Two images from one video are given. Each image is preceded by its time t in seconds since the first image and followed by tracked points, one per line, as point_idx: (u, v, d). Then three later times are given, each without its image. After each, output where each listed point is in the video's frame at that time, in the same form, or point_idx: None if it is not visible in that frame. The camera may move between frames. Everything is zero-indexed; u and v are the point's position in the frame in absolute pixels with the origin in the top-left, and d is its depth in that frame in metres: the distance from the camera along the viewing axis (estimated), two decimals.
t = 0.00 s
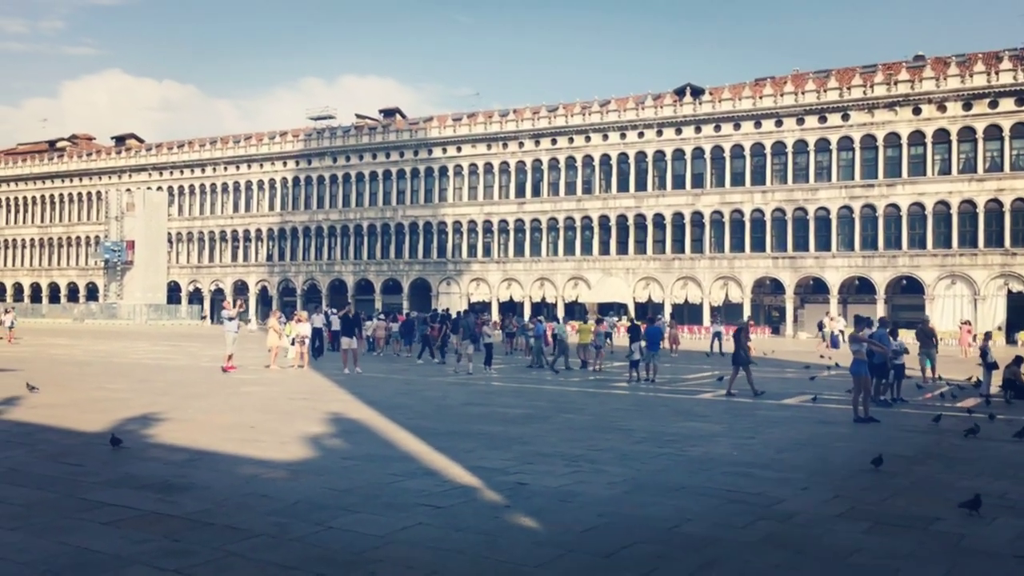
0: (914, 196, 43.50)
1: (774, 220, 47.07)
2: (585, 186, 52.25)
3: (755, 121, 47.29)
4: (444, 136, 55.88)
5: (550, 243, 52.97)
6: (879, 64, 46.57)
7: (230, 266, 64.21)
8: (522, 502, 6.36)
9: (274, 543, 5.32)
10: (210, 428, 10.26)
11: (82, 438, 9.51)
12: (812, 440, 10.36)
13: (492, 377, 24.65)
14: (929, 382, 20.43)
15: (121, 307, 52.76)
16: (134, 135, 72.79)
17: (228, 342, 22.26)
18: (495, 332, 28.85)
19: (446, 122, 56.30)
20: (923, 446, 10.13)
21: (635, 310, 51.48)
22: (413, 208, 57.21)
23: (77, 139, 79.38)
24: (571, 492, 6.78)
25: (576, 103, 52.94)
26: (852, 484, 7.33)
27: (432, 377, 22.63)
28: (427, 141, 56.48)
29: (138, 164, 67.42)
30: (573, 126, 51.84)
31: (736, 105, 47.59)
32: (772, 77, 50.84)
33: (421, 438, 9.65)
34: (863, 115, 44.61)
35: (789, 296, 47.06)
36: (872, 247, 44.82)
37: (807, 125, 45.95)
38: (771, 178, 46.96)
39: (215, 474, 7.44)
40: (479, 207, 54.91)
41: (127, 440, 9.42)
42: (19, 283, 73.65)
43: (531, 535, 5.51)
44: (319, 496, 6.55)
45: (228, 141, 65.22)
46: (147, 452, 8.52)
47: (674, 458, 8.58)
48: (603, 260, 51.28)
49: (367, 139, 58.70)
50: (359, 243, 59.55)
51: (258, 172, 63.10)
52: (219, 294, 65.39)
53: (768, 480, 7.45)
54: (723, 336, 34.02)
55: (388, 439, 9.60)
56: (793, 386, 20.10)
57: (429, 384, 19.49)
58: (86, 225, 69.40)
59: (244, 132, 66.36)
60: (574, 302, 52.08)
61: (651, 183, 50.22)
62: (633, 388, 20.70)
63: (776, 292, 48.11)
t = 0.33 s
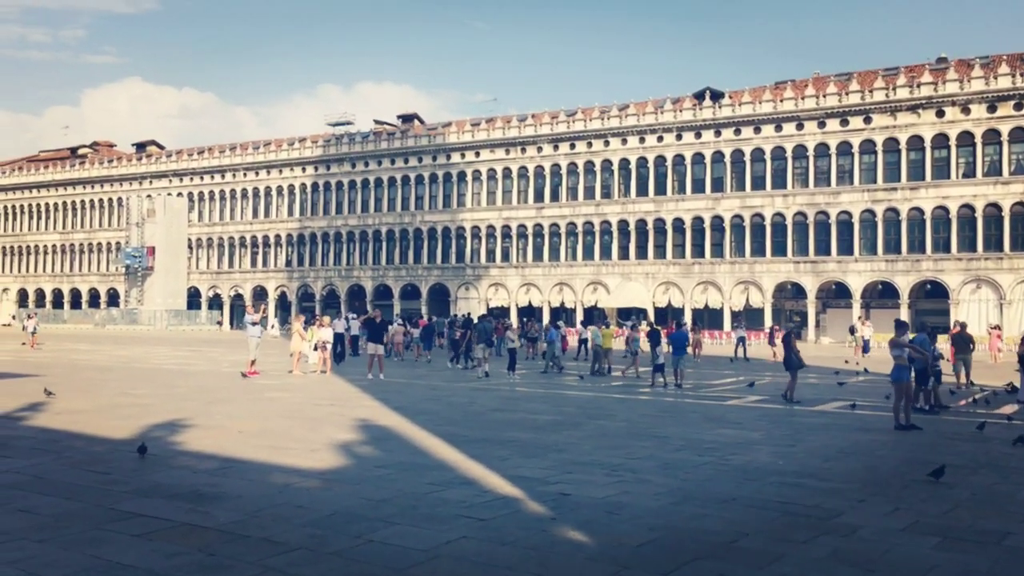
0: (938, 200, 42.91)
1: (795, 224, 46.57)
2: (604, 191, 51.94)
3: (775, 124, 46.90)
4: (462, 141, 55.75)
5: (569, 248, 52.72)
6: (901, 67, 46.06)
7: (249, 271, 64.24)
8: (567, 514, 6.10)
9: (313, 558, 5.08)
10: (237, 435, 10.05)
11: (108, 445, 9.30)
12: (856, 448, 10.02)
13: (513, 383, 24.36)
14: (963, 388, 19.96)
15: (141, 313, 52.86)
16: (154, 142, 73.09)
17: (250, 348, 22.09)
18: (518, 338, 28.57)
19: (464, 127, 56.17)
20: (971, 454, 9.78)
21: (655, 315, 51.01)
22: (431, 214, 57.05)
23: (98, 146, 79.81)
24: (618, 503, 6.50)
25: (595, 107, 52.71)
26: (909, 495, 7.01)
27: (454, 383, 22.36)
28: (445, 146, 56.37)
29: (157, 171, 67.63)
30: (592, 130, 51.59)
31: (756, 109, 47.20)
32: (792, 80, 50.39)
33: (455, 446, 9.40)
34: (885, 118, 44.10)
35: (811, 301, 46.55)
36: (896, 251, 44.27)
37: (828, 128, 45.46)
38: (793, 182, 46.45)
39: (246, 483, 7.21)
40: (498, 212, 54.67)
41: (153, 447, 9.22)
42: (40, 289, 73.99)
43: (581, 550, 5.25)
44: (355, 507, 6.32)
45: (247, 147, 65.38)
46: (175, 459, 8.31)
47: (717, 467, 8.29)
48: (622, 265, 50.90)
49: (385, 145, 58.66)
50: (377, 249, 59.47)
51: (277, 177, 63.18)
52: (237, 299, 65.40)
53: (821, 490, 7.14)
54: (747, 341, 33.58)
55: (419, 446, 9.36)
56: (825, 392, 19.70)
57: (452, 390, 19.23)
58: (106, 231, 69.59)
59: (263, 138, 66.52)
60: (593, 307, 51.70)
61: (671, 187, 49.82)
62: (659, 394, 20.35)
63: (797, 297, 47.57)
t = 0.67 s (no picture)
0: (957, 202, 42.38)
1: (813, 227, 46.09)
2: (619, 195, 51.59)
3: (792, 126, 46.46)
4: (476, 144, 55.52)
5: (583, 252, 52.41)
6: (919, 68, 45.54)
7: (263, 275, 64.13)
8: (608, 530, 5.80)
9: None
10: (258, 443, 9.79)
11: (127, 453, 9.08)
12: (896, 458, 9.68)
13: (531, 388, 24.07)
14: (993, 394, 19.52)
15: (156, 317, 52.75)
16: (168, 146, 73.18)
17: (267, 353, 21.87)
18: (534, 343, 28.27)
19: (478, 131, 55.93)
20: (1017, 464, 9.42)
21: (670, 319, 50.57)
22: (445, 217, 56.84)
23: (113, 151, 80.02)
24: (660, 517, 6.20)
25: (610, 110, 52.41)
26: (962, 509, 6.68)
27: (472, 388, 22.07)
28: (459, 149, 56.16)
29: (171, 175, 67.63)
30: (606, 133, 51.26)
31: (772, 111, 46.72)
32: (808, 82, 49.93)
33: (482, 454, 9.12)
34: (903, 120, 43.59)
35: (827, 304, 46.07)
36: (914, 255, 43.78)
37: (846, 130, 44.97)
38: (810, 185, 46.00)
39: (271, 494, 6.96)
40: (512, 215, 54.40)
41: (173, 455, 8.98)
42: (55, 293, 74.04)
43: (628, 568, 4.96)
44: (386, 520, 6.05)
45: (261, 151, 65.36)
46: (196, 469, 8.07)
47: (756, 478, 7.99)
48: (636, 269, 50.56)
49: (399, 149, 58.50)
50: (390, 252, 59.31)
51: (291, 181, 63.11)
52: (251, 304, 65.30)
53: (870, 505, 6.82)
54: (767, 346, 33.14)
55: (445, 455, 9.08)
56: (852, 398, 19.31)
57: (471, 396, 18.94)
58: (120, 235, 69.64)
59: (277, 142, 66.46)
60: (608, 311, 51.35)
61: (686, 191, 49.39)
62: (681, 400, 20.00)
63: (815, 300, 47.08)
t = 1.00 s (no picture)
0: (976, 205, 41.85)
1: (829, 230, 45.62)
2: (632, 198, 51.21)
3: (808, 129, 45.99)
4: (489, 148, 55.27)
5: (597, 255, 52.04)
6: (937, 69, 45.02)
7: (276, 279, 63.99)
8: (652, 547, 5.52)
9: None
10: (279, 451, 9.57)
11: (145, 462, 8.85)
12: (937, 467, 9.34)
13: (550, 393, 23.77)
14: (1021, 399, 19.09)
15: (170, 321, 52.60)
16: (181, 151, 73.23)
17: (282, 357, 21.64)
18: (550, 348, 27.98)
19: (491, 134, 55.68)
20: None
21: (685, 323, 50.14)
22: (458, 221, 56.60)
23: (126, 155, 80.19)
24: (705, 532, 5.92)
25: (623, 112, 52.09)
26: (1017, 524, 6.38)
27: (489, 394, 21.77)
28: (472, 153, 55.94)
29: (185, 179, 67.60)
30: (620, 136, 50.94)
31: (787, 113, 46.21)
32: (824, 84, 49.44)
33: (509, 464, 8.86)
34: (921, 122, 43.09)
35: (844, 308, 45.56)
36: (932, 258, 43.27)
37: (862, 133, 44.50)
38: (826, 188, 45.54)
39: (295, 506, 6.71)
40: (525, 219, 54.13)
41: (192, 464, 8.75)
42: (69, 297, 74.15)
43: None
44: (417, 535, 5.79)
45: (274, 155, 65.31)
46: (217, 479, 7.83)
47: (796, 489, 7.69)
48: (650, 272, 50.19)
49: (412, 152, 58.36)
50: (403, 256, 59.14)
51: (304, 185, 62.99)
52: (264, 308, 65.18)
53: (920, 519, 6.51)
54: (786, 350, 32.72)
55: (471, 463, 8.82)
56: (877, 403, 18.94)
57: (489, 401, 18.66)
58: (134, 239, 69.65)
59: (290, 146, 66.37)
60: (622, 315, 50.97)
61: (701, 194, 48.97)
62: (702, 405, 19.68)
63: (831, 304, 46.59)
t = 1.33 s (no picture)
0: (997, 206, 41.31)
1: (847, 232, 45.12)
2: (647, 200, 50.84)
3: (825, 130, 45.51)
4: (503, 150, 55.05)
5: (612, 258, 51.69)
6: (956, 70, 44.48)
7: (290, 282, 63.93)
8: (700, 560, 5.24)
9: None
10: (302, 457, 9.32)
11: (166, 468, 8.62)
12: (982, 474, 9.01)
13: (569, 397, 23.48)
14: None
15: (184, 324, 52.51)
16: (195, 155, 73.33)
17: (299, 361, 21.42)
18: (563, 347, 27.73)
19: (505, 136, 55.45)
20: None
21: (701, 325, 49.73)
22: (473, 223, 56.36)
23: (141, 159, 80.37)
24: (754, 544, 5.64)
25: (638, 114, 51.77)
26: None
27: (508, 397, 21.49)
28: (486, 155, 55.70)
29: (199, 183, 67.66)
30: (635, 138, 50.61)
31: (805, 114, 45.71)
32: (842, 85, 48.94)
33: (539, 470, 8.58)
34: (940, 123, 42.58)
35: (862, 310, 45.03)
36: (952, 260, 42.71)
37: (881, 134, 44.02)
38: (844, 190, 45.04)
39: (323, 515, 6.46)
40: (539, 221, 53.85)
41: (214, 470, 8.52)
42: (84, 300, 74.30)
43: None
44: (452, 547, 5.54)
45: (289, 158, 65.28)
46: (241, 486, 7.61)
47: (842, 499, 7.38)
48: (666, 275, 49.75)
49: (425, 155, 58.23)
50: (417, 259, 58.95)
51: (318, 189, 62.92)
52: (278, 311, 65.12)
53: (978, 531, 6.20)
54: (806, 353, 32.31)
55: (500, 470, 8.55)
56: (905, 408, 18.57)
57: (509, 405, 18.40)
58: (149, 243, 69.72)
59: (304, 149, 66.36)
60: (637, 317, 50.57)
61: (717, 195, 48.56)
62: (725, 409, 19.37)
63: (849, 306, 46.07)
